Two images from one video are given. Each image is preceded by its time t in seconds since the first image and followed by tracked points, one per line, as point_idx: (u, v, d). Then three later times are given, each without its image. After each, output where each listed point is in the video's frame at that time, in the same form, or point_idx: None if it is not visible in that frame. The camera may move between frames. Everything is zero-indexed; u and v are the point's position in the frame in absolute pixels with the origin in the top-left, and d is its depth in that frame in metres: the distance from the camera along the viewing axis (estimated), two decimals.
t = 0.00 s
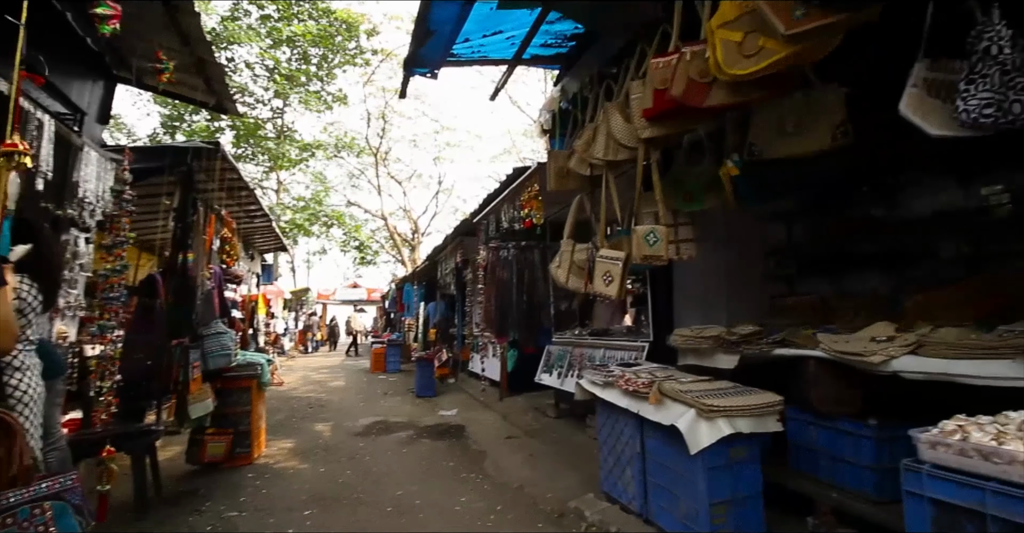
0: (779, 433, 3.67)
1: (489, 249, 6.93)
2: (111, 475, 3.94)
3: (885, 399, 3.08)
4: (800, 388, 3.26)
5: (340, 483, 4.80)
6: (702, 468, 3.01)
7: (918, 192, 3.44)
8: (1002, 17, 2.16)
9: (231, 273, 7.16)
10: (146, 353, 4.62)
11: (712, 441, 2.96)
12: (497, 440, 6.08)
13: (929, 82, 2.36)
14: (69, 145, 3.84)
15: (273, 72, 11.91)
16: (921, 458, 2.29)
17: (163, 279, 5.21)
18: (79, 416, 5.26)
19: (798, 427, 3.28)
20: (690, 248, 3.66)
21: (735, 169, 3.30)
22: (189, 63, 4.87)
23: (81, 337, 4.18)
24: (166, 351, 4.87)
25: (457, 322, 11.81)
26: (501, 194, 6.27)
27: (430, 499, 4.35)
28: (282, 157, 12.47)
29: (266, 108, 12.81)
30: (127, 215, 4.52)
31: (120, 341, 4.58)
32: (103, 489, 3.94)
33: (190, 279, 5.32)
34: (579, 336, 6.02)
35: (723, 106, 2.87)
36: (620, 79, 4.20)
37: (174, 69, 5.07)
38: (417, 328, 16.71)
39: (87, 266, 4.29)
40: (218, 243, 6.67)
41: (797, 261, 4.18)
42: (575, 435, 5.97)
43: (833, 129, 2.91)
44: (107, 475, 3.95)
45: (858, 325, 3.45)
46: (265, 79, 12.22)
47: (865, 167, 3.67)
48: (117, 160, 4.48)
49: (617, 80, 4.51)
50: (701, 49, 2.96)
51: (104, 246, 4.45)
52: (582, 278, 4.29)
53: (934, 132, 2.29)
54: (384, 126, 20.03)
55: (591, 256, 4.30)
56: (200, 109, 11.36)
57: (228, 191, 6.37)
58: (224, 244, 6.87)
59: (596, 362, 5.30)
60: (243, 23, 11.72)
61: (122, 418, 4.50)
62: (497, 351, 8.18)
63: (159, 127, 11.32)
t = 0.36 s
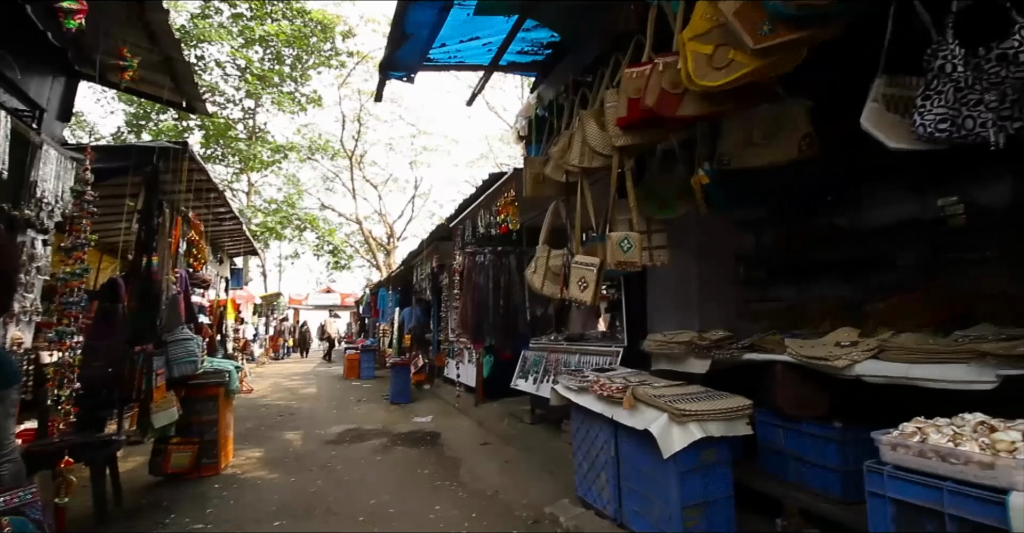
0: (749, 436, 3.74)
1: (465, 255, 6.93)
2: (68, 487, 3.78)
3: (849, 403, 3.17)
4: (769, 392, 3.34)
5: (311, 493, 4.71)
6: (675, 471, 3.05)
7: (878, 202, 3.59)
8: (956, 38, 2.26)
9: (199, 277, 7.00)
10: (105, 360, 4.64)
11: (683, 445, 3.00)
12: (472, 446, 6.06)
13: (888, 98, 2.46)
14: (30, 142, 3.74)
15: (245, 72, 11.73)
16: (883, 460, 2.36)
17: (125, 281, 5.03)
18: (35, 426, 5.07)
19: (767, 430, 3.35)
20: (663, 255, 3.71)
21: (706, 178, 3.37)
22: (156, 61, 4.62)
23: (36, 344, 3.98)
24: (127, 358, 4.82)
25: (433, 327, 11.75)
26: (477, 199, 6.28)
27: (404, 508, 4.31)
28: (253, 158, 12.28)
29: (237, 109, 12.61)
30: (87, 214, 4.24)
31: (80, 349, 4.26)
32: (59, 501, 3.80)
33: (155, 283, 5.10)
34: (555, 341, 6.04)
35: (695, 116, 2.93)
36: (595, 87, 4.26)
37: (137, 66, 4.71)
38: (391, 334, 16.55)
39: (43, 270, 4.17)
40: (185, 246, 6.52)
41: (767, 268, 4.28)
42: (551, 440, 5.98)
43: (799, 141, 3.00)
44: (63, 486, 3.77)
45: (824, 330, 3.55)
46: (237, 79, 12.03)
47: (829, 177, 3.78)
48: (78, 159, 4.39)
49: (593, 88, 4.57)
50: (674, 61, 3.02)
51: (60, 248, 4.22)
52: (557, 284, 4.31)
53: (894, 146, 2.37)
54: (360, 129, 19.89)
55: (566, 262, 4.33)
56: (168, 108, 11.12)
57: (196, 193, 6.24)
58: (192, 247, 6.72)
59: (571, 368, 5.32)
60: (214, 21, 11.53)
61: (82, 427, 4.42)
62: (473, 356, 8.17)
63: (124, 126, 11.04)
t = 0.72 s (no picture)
0: (729, 441, 3.79)
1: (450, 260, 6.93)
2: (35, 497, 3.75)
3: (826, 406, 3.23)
4: (748, 397, 3.39)
5: (290, 501, 4.66)
6: (657, 476, 3.07)
7: (856, 211, 3.66)
8: (927, 52, 2.32)
9: (177, 281, 6.90)
10: (77, 366, 4.59)
11: (665, 449, 3.03)
12: (455, 453, 6.04)
13: (863, 109, 2.52)
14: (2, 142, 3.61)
15: (227, 73, 11.62)
16: (857, 462, 2.40)
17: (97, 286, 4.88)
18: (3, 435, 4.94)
19: (747, 434, 3.40)
20: (646, 261, 3.76)
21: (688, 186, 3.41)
22: (136, 61, 4.35)
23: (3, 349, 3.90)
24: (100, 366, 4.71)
25: (417, 332, 11.71)
26: (462, 204, 6.29)
27: (385, 516, 4.28)
28: (234, 161, 12.14)
29: (218, 110, 12.48)
30: (60, 217, 4.20)
31: (50, 355, 4.22)
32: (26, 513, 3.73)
33: (129, 288, 4.94)
34: (539, 346, 6.06)
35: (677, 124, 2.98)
36: (580, 94, 4.30)
37: (116, 65, 4.39)
38: (374, 339, 16.44)
39: (14, 274, 3.94)
40: (163, 250, 6.43)
41: (746, 274, 4.35)
42: (534, 446, 5.98)
43: (778, 150, 3.05)
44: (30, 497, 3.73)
45: (801, 336, 3.61)
46: (218, 80, 11.91)
47: (807, 185, 3.86)
48: (52, 160, 4.19)
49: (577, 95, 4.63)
50: (657, 70, 3.08)
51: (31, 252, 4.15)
52: (541, 289, 4.33)
53: (869, 155, 2.45)
54: (344, 132, 19.80)
55: (550, 267, 4.35)
56: (146, 108, 10.98)
57: (175, 194, 6.16)
58: (169, 251, 6.63)
59: (555, 373, 5.34)
60: (196, 21, 11.42)
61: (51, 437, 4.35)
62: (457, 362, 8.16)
63: (101, 127, 10.85)
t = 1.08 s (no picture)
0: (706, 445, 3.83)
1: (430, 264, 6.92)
2: None
3: (799, 409, 3.30)
4: (725, 401, 3.44)
5: (264, 511, 4.57)
6: (635, 480, 3.10)
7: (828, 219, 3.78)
8: (895, 65, 2.39)
9: (148, 286, 6.75)
10: (42, 374, 4.25)
11: (644, 454, 3.05)
12: (433, 459, 6.01)
13: (835, 120, 2.59)
14: None
15: (204, 73, 11.45)
16: (829, 465, 2.45)
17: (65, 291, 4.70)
18: None
19: (723, 439, 3.44)
20: (625, 266, 3.80)
21: (667, 194, 3.50)
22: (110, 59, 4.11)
23: None
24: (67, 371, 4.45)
25: (397, 338, 11.62)
26: (444, 209, 6.29)
27: (362, 524, 4.23)
28: (210, 162, 11.95)
29: (195, 110, 12.28)
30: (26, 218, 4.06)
31: (14, 362, 4.05)
32: None
33: (99, 291, 4.76)
34: (519, 352, 6.07)
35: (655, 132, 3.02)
36: (561, 101, 4.34)
37: (89, 63, 4.11)
38: (353, 345, 16.26)
39: None
40: (135, 253, 6.29)
41: (723, 280, 4.41)
42: (513, 452, 5.98)
43: (753, 159, 3.12)
44: None
45: (776, 340, 3.68)
46: (195, 80, 11.73)
47: (782, 193, 3.94)
48: (18, 159, 4.00)
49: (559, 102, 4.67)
50: (636, 79, 3.12)
51: None
52: (522, 294, 4.35)
53: (839, 165, 2.52)
54: (324, 135, 19.63)
55: (531, 273, 4.37)
56: (119, 107, 10.77)
57: (148, 196, 6.03)
58: (142, 255, 6.49)
59: (535, 378, 5.35)
60: (172, 20, 11.23)
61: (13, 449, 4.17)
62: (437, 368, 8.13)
63: (71, 126, 10.59)
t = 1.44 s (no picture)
0: (685, 448, 3.87)
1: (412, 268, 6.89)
2: None
3: (776, 413, 3.35)
4: (704, 405, 3.48)
5: (240, 519, 4.49)
6: (616, 484, 3.12)
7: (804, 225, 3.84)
8: (868, 77, 2.45)
9: (119, 289, 6.60)
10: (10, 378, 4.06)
11: (625, 458, 3.07)
12: (413, 465, 5.97)
13: (809, 129, 2.64)
14: None
15: (181, 73, 11.28)
16: (805, 468, 2.50)
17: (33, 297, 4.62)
18: None
19: (702, 442, 3.48)
20: (606, 271, 3.83)
21: (647, 199, 3.52)
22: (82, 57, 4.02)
23: None
24: (31, 377, 4.27)
25: (378, 342, 11.53)
26: (426, 213, 6.28)
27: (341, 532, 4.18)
28: (186, 163, 11.76)
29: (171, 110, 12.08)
30: None
31: None
32: None
33: (67, 295, 4.65)
34: (501, 356, 6.07)
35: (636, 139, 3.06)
36: (544, 106, 4.37)
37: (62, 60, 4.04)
38: (333, 350, 16.08)
39: None
40: (106, 255, 6.15)
41: (702, 285, 4.47)
42: (495, 457, 5.96)
43: (731, 166, 3.17)
44: None
45: (753, 344, 3.74)
46: (172, 79, 11.55)
47: (760, 200, 4.02)
48: None
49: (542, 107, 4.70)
50: (618, 86, 3.15)
51: None
52: (503, 299, 4.35)
53: (814, 173, 2.58)
54: (305, 137, 19.46)
55: (513, 277, 4.37)
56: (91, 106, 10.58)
57: (121, 196, 5.91)
58: (114, 257, 6.35)
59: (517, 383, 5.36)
60: (149, 17, 11.05)
61: None
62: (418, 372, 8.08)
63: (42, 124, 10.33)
